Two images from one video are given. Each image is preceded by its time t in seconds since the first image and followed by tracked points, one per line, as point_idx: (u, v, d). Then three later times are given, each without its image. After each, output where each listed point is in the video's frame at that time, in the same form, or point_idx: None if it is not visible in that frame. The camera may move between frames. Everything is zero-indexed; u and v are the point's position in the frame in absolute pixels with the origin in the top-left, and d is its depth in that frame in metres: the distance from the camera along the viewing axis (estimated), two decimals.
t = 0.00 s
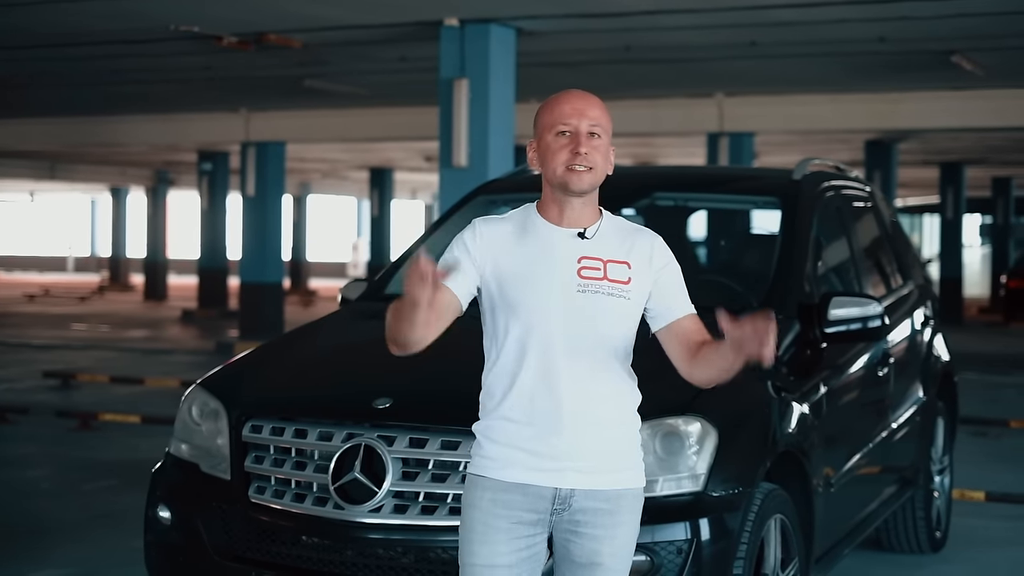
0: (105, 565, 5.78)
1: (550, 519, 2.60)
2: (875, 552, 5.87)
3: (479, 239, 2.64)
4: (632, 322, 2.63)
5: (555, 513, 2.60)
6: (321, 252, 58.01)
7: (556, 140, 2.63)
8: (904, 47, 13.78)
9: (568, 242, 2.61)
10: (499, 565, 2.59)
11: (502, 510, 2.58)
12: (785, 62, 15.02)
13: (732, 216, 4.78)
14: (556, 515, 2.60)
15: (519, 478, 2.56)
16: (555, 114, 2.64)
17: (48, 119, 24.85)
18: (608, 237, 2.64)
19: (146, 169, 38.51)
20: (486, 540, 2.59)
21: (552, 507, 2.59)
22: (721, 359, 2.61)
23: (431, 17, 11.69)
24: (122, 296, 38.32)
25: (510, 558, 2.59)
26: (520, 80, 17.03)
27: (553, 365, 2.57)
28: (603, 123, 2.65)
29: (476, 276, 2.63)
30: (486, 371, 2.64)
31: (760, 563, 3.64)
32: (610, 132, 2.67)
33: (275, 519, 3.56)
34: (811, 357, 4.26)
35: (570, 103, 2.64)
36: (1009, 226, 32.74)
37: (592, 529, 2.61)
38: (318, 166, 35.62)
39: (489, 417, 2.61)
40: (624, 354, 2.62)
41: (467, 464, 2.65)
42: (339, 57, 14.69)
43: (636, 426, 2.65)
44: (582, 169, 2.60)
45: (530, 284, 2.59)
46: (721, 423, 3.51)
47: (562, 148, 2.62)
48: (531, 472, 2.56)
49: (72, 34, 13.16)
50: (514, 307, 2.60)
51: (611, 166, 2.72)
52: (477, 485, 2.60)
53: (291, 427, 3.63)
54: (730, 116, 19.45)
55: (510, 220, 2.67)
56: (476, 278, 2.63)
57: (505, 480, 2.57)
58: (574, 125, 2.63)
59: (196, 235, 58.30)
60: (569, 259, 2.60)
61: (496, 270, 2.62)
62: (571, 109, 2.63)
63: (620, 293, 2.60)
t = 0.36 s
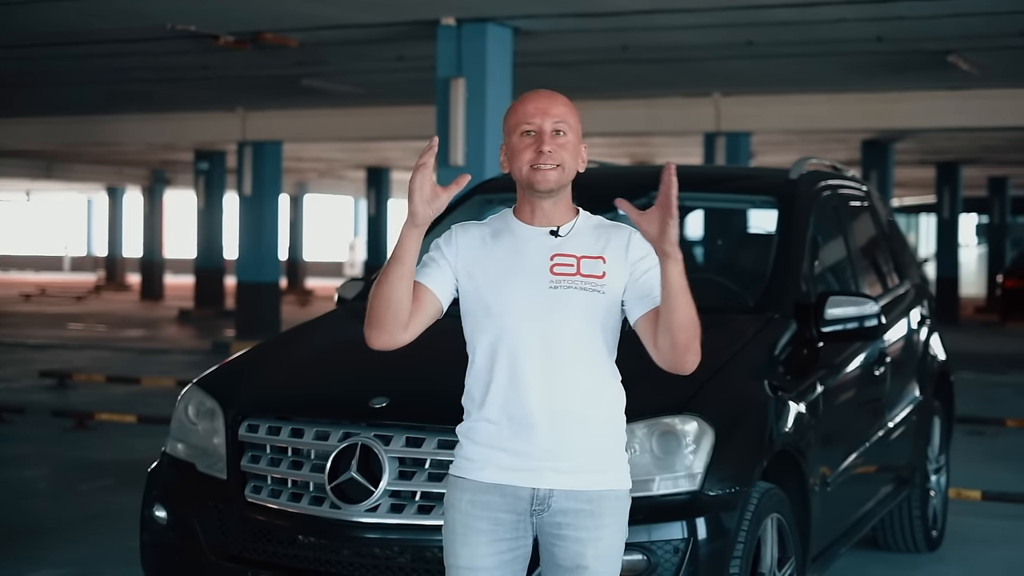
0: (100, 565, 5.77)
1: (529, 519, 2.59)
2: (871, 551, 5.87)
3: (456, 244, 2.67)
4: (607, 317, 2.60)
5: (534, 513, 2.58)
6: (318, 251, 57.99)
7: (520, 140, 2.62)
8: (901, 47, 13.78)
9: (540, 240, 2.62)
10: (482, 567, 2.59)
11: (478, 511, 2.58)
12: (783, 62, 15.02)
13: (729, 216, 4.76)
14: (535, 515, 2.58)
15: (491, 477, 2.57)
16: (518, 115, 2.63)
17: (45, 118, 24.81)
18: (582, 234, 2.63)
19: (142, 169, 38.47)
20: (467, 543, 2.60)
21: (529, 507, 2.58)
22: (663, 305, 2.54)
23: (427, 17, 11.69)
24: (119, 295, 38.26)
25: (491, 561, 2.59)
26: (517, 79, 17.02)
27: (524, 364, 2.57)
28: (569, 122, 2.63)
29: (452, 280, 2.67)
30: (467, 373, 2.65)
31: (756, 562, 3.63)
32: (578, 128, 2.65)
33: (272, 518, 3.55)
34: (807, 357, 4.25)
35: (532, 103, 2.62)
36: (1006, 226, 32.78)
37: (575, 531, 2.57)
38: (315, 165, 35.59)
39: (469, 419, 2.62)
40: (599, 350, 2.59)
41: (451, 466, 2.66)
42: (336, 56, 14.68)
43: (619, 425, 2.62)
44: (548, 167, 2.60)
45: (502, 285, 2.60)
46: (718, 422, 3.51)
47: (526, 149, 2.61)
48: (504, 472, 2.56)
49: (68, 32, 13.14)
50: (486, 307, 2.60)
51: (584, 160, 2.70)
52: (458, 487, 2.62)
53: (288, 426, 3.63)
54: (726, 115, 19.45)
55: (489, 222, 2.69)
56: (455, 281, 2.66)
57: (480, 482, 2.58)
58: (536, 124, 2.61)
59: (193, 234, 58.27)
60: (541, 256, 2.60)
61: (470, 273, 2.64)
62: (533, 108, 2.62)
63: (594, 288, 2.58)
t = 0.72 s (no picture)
0: (87, 565, 5.76)
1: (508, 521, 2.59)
2: (860, 550, 5.88)
3: (434, 250, 2.67)
4: (585, 321, 2.60)
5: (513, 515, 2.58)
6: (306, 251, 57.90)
7: (497, 147, 2.62)
8: (889, 46, 13.81)
9: (517, 244, 2.62)
10: (462, 569, 2.59)
11: (458, 514, 2.58)
12: (771, 61, 15.04)
13: (717, 215, 4.80)
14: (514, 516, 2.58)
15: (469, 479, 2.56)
16: (495, 123, 2.62)
17: (31, 117, 24.73)
18: (560, 239, 2.63)
19: (130, 168, 38.33)
20: (446, 545, 2.59)
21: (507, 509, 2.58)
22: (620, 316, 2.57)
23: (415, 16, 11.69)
24: (106, 295, 38.10)
25: (471, 564, 2.59)
26: (505, 79, 17.02)
27: (503, 365, 2.56)
28: (546, 129, 2.62)
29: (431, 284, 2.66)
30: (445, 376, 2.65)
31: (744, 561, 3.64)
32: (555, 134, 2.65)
33: (261, 517, 3.55)
34: (796, 356, 4.26)
35: (509, 111, 2.62)
36: (992, 225, 32.89)
37: (555, 534, 2.57)
38: (303, 165, 35.50)
39: (446, 422, 2.62)
40: (576, 354, 2.59)
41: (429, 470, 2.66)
42: (325, 55, 14.66)
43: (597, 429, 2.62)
44: (525, 174, 2.59)
45: (479, 287, 2.60)
46: (707, 421, 3.52)
47: (503, 157, 2.60)
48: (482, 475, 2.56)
49: (56, 31, 13.10)
50: (463, 313, 2.60)
51: (561, 165, 2.70)
52: (437, 489, 2.61)
53: (277, 425, 3.62)
54: (714, 114, 19.48)
55: (465, 229, 2.69)
56: (432, 289, 2.66)
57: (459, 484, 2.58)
58: (514, 132, 2.61)
59: (180, 234, 58.11)
60: (518, 259, 2.60)
61: (448, 278, 2.64)
62: (511, 116, 2.61)
63: (571, 291, 2.59)
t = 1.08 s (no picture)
0: (78, 565, 5.75)
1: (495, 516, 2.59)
2: (851, 549, 5.89)
3: (424, 248, 2.68)
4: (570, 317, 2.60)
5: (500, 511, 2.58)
6: (297, 250, 57.84)
7: (484, 146, 2.61)
8: (880, 46, 13.85)
9: (503, 242, 2.61)
10: (451, 563, 2.60)
11: (447, 509, 2.59)
12: (762, 61, 15.06)
13: (708, 214, 4.80)
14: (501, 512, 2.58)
15: (456, 475, 2.57)
16: (480, 121, 2.61)
17: (22, 117, 24.67)
18: (546, 236, 2.62)
19: (121, 168, 38.26)
20: (437, 538, 2.61)
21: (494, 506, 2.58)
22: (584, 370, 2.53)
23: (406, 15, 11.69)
24: (97, 295, 38.01)
25: (460, 557, 2.60)
26: (497, 78, 17.01)
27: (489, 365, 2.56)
28: (534, 126, 2.61)
29: (421, 282, 2.67)
30: (434, 373, 2.65)
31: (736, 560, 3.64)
32: (543, 130, 2.64)
33: (252, 518, 3.55)
34: (787, 355, 4.27)
35: (495, 108, 2.61)
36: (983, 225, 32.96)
37: (543, 527, 2.58)
38: (295, 164, 35.45)
39: (434, 417, 2.62)
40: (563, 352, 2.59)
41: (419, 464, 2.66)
42: (317, 55, 14.65)
43: (583, 424, 2.61)
44: (513, 175, 2.59)
45: (467, 284, 2.60)
46: (698, 420, 3.52)
47: (490, 156, 2.60)
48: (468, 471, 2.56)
49: (46, 30, 13.07)
50: (451, 310, 2.60)
51: (548, 158, 2.69)
52: (427, 483, 2.62)
53: (268, 425, 3.62)
54: (706, 114, 19.50)
55: (451, 223, 2.69)
56: (421, 286, 2.66)
57: (447, 480, 2.58)
58: (500, 130, 2.60)
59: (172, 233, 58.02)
60: (504, 258, 2.59)
61: (438, 275, 2.64)
62: (496, 114, 2.60)
63: (556, 290, 2.58)
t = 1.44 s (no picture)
0: (75, 565, 5.75)
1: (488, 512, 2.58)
2: (849, 549, 5.89)
3: (417, 248, 2.68)
4: (562, 321, 2.58)
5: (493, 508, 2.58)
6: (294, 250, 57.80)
7: (472, 158, 2.53)
8: (875, 46, 13.86)
9: (493, 247, 2.59)
10: (447, 560, 2.61)
11: (440, 506, 2.59)
12: (759, 61, 15.07)
13: (707, 215, 4.80)
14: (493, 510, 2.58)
15: (448, 474, 2.57)
16: (466, 132, 2.52)
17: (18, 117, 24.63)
18: (538, 240, 2.59)
19: (117, 168, 38.22)
20: (431, 534, 2.61)
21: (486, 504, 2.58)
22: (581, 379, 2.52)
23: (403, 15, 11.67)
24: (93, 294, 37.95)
25: (455, 553, 2.60)
26: (494, 78, 17.00)
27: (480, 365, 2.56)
28: (519, 134, 2.52)
29: (416, 285, 2.68)
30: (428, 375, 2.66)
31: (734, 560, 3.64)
32: (530, 137, 2.56)
33: (250, 517, 3.55)
34: (786, 355, 4.27)
35: (480, 119, 2.51)
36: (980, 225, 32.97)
37: (536, 525, 2.57)
38: (291, 164, 35.41)
39: (429, 417, 2.63)
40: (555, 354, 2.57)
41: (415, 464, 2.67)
42: (314, 55, 14.63)
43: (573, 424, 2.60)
44: (501, 189, 2.53)
45: (459, 286, 2.59)
46: (696, 421, 3.52)
47: (477, 170, 2.52)
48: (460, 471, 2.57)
49: (43, 30, 13.06)
50: (444, 312, 2.60)
51: (537, 158, 2.62)
52: (422, 481, 2.62)
53: (266, 425, 3.61)
54: (703, 114, 19.49)
55: (443, 221, 2.67)
56: (414, 291, 2.68)
57: (439, 479, 2.59)
58: (487, 142, 2.51)
59: (168, 234, 57.97)
60: (494, 265, 2.57)
61: (431, 276, 2.64)
62: (480, 125, 2.51)
63: (547, 298, 2.56)
